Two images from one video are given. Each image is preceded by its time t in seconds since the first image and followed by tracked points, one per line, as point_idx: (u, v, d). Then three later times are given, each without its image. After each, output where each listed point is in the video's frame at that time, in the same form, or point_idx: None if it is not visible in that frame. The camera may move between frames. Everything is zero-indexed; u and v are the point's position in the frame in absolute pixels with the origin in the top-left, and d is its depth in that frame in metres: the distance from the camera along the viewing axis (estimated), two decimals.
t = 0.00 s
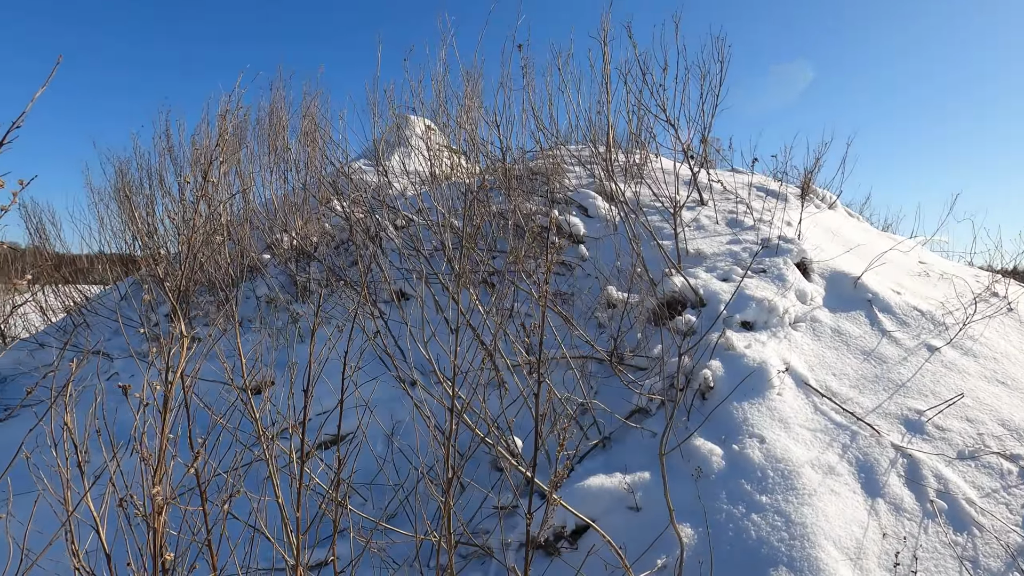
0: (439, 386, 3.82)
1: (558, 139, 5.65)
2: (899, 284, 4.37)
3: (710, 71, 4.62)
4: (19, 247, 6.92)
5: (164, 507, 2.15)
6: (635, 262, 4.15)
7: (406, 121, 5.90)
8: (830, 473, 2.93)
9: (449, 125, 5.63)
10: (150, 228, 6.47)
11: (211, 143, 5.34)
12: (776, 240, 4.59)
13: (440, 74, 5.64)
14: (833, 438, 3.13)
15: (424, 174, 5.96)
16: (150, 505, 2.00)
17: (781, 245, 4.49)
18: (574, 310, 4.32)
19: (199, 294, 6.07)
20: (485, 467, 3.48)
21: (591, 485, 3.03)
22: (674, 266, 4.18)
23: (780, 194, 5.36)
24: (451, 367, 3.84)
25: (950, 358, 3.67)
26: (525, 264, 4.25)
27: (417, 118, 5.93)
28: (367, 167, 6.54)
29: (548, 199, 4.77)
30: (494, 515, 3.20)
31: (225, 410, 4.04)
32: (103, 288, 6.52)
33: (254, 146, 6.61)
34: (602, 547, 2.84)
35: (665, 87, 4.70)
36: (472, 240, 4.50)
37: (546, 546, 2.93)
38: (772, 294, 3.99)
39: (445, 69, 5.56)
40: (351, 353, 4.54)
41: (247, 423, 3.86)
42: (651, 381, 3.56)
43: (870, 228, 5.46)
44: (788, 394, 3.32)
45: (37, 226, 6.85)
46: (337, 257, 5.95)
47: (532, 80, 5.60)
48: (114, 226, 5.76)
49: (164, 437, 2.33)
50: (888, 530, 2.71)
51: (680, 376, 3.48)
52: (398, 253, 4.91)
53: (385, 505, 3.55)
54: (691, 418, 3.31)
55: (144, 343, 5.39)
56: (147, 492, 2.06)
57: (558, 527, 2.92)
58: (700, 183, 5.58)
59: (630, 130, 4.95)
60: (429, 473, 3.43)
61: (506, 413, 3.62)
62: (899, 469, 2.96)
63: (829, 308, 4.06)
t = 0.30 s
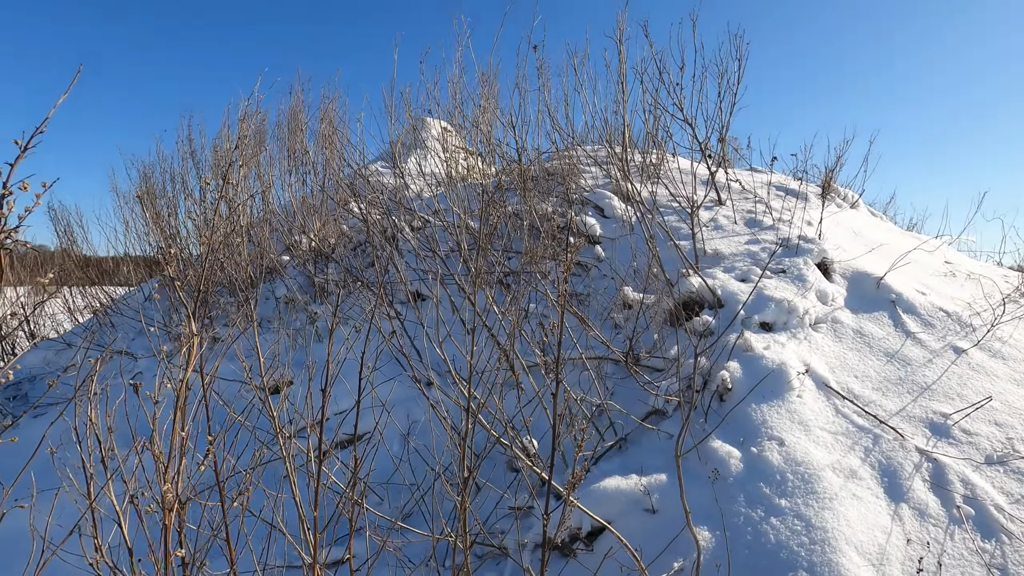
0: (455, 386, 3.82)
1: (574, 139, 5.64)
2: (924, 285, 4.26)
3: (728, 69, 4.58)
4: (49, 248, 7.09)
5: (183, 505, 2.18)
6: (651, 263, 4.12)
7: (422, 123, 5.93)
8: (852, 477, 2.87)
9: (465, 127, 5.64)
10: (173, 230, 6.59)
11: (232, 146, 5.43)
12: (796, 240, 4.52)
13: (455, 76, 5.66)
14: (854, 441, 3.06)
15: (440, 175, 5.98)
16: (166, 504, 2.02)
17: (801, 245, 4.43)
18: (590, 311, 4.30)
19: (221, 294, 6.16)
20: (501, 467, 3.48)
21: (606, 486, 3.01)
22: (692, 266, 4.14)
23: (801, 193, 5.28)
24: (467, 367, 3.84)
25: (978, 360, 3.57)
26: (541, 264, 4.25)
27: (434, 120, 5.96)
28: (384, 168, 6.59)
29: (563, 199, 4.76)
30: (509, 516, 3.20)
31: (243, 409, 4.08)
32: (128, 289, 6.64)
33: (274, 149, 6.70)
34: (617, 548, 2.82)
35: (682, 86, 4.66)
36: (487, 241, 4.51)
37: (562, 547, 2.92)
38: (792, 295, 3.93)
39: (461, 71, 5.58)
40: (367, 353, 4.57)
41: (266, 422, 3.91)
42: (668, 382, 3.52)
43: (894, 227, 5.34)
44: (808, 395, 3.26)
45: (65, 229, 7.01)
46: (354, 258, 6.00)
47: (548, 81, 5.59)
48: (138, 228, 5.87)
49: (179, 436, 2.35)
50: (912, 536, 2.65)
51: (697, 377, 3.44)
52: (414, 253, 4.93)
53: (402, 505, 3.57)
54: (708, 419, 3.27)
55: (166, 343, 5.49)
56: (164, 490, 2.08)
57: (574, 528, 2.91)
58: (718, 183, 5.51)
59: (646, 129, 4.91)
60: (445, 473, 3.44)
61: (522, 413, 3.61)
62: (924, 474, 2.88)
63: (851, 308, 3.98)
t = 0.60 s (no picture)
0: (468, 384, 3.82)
1: (589, 138, 5.61)
2: (948, 283, 4.16)
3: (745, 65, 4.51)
4: (73, 249, 7.24)
5: (198, 499, 2.20)
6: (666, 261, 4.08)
7: (437, 123, 5.94)
8: (872, 479, 2.81)
9: (479, 126, 5.64)
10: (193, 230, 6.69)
11: (249, 147, 5.49)
12: (815, 239, 4.44)
13: (469, 75, 5.66)
14: (875, 443, 3.00)
15: (454, 174, 5.99)
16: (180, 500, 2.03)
17: (820, 244, 4.35)
18: (604, 309, 4.27)
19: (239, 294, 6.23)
20: (514, 466, 3.47)
21: (619, 486, 2.99)
22: (707, 264, 4.09)
23: (820, 191, 5.19)
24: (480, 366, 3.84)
25: (1004, 360, 3.47)
26: (554, 263, 4.23)
27: (448, 120, 5.97)
28: (399, 168, 6.61)
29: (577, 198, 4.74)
30: (521, 515, 3.18)
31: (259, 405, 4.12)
32: (149, 289, 6.75)
33: (290, 150, 6.76)
34: (630, 548, 2.79)
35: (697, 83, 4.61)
36: (500, 240, 4.50)
37: (574, 546, 2.90)
38: (810, 294, 3.87)
39: (475, 70, 5.58)
40: (381, 351, 4.59)
41: (280, 419, 3.94)
42: (682, 382, 3.48)
43: (916, 225, 5.23)
44: (826, 395, 3.21)
45: (89, 230, 7.15)
46: (369, 258, 6.03)
47: (562, 79, 5.57)
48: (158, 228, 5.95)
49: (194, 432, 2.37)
50: (934, 539, 2.59)
51: (712, 377, 3.40)
52: (428, 252, 4.94)
53: (415, 501, 3.57)
54: (724, 420, 3.23)
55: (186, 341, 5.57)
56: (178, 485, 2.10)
57: (586, 527, 2.89)
58: (734, 181, 5.45)
59: (661, 127, 4.87)
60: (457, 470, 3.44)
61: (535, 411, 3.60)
62: (947, 476, 2.81)
63: (871, 308, 3.90)
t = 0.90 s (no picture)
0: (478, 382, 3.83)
1: (601, 137, 5.59)
2: (967, 282, 4.09)
3: (758, 61, 4.47)
4: (94, 249, 7.36)
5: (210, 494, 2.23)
6: (677, 260, 4.06)
7: (448, 123, 5.96)
8: (888, 480, 2.77)
9: (491, 125, 5.65)
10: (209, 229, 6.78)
11: (264, 147, 5.55)
12: (829, 237, 4.39)
13: (481, 75, 5.67)
14: (891, 444, 2.96)
15: (466, 174, 6.01)
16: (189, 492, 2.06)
17: (835, 242, 4.30)
18: (615, 308, 4.25)
19: (254, 293, 6.29)
20: (525, 463, 3.49)
21: (630, 484, 2.98)
22: (720, 263, 4.06)
23: (835, 189, 5.12)
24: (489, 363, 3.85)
25: None
26: (565, 261, 4.23)
27: (460, 120, 5.98)
28: (411, 168, 6.65)
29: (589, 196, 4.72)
30: (531, 513, 3.18)
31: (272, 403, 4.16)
32: (167, 288, 6.84)
33: (304, 151, 6.83)
34: (641, 548, 2.78)
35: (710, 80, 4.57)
36: (511, 239, 4.51)
37: (584, 545, 2.89)
38: (825, 293, 3.82)
39: (487, 70, 5.59)
40: (393, 349, 4.62)
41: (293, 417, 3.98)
42: (693, 381, 3.46)
43: (934, 224, 5.14)
44: (841, 396, 3.17)
45: (108, 230, 7.27)
46: (382, 257, 6.06)
47: (574, 78, 5.56)
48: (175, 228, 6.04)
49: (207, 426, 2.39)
50: (951, 542, 2.54)
51: (724, 376, 3.38)
52: (440, 251, 4.96)
53: (427, 499, 3.59)
54: (736, 419, 3.20)
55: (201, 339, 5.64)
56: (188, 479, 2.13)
57: (596, 526, 2.88)
58: (748, 179, 5.40)
59: (674, 125, 4.84)
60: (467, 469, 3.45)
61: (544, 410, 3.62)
62: (966, 479, 2.76)
63: (887, 307, 3.85)
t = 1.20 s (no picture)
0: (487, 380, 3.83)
1: (611, 135, 5.56)
2: (985, 280, 4.01)
3: (771, 58, 4.42)
4: (110, 249, 7.46)
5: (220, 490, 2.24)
6: (688, 258, 4.03)
7: (459, 122, 5.97)
8: (904, 482, 2.72)
9: (501, 124, 5.64)
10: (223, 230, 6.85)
11: (276, 148, 5.59)
12: (843, 235, 4.33)
13: (492, 74, 5.67)
14: (906, 445, 2.91)
15: (477, 173, 6.01)
16: (200, 486, 2.08)
17: (849, 241, 4.24)
18: (625, 307, 4.23)
19: (266, 292, 6.33)
20: (534, 463, 3.49)
21: (639, 484, 2.96)
22: (731, 262, 4.03)
23: (849, 187, 5.06)
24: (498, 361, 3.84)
25: None
26: (575, 260, 4.21)
27: (471, 119, 5.98)
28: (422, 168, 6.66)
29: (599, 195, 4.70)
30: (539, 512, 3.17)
31: (282, 401, 4.19)
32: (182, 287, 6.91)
33: (316, 151, 6.87)
34: (650, 547, 2.76)
35: (722, 77, 4.54)
36: (521, 238, 4.50)
37: (592, 544, 2.88)
38: (839, 292, 3.77)
39: (497, 69, 5.58)
40: (403, 348, 4.63)
41: (304, 414, 4.00)
42: (704, 381, 3.43)
43: (952, 221, 5.05)
44: (855, 396, 3.12)
45: (124, 230, 7.36)
46: (392, 257, 6.08)
47: (585, 76, 5.54)
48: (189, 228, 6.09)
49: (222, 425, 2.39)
50: (969, 545, 2.49)
51: (736, 376, 3.34)
52: (450, 251, 4.97)
53: (436, 498, 3.60)
54: (748, 419, 3.17)
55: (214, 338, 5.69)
56: (199, 472, 2.15)
57: (605, 525, 2.87)
58: (760, 177, 5.35)
59: (685, 123, 4.81)
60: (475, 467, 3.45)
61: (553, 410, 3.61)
62: (984, 480, 2.70)
63: (902, 306, 3.79)
